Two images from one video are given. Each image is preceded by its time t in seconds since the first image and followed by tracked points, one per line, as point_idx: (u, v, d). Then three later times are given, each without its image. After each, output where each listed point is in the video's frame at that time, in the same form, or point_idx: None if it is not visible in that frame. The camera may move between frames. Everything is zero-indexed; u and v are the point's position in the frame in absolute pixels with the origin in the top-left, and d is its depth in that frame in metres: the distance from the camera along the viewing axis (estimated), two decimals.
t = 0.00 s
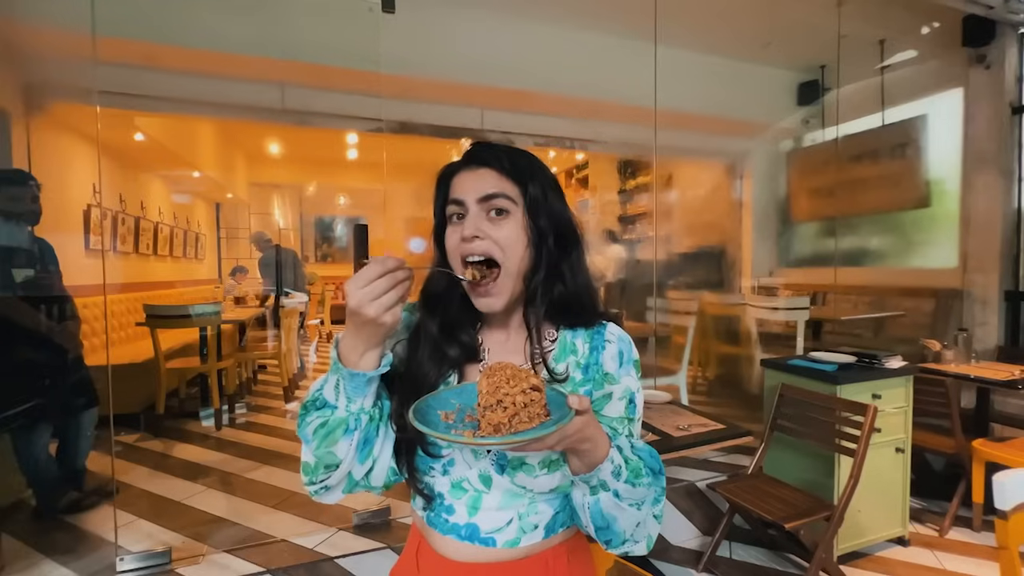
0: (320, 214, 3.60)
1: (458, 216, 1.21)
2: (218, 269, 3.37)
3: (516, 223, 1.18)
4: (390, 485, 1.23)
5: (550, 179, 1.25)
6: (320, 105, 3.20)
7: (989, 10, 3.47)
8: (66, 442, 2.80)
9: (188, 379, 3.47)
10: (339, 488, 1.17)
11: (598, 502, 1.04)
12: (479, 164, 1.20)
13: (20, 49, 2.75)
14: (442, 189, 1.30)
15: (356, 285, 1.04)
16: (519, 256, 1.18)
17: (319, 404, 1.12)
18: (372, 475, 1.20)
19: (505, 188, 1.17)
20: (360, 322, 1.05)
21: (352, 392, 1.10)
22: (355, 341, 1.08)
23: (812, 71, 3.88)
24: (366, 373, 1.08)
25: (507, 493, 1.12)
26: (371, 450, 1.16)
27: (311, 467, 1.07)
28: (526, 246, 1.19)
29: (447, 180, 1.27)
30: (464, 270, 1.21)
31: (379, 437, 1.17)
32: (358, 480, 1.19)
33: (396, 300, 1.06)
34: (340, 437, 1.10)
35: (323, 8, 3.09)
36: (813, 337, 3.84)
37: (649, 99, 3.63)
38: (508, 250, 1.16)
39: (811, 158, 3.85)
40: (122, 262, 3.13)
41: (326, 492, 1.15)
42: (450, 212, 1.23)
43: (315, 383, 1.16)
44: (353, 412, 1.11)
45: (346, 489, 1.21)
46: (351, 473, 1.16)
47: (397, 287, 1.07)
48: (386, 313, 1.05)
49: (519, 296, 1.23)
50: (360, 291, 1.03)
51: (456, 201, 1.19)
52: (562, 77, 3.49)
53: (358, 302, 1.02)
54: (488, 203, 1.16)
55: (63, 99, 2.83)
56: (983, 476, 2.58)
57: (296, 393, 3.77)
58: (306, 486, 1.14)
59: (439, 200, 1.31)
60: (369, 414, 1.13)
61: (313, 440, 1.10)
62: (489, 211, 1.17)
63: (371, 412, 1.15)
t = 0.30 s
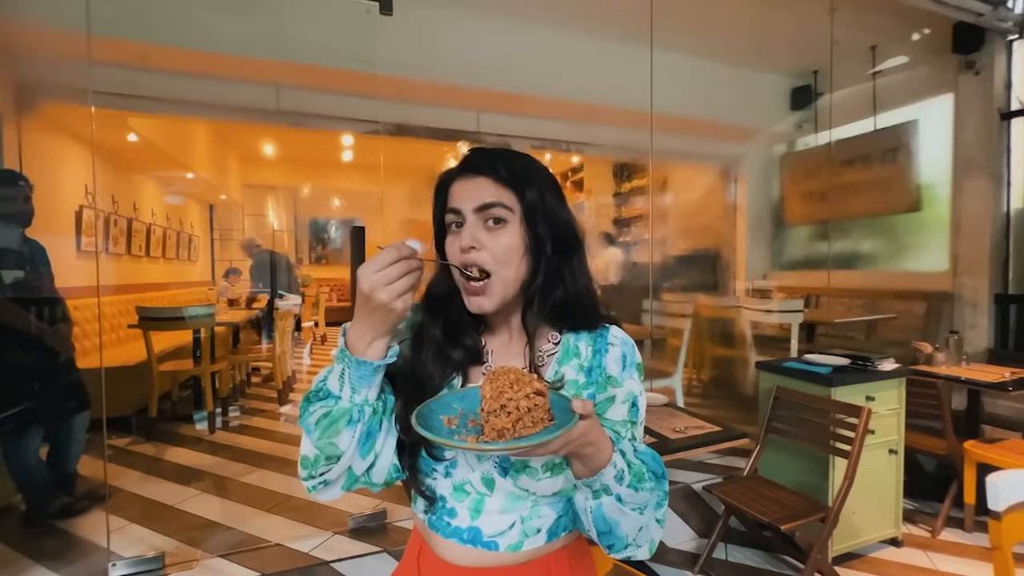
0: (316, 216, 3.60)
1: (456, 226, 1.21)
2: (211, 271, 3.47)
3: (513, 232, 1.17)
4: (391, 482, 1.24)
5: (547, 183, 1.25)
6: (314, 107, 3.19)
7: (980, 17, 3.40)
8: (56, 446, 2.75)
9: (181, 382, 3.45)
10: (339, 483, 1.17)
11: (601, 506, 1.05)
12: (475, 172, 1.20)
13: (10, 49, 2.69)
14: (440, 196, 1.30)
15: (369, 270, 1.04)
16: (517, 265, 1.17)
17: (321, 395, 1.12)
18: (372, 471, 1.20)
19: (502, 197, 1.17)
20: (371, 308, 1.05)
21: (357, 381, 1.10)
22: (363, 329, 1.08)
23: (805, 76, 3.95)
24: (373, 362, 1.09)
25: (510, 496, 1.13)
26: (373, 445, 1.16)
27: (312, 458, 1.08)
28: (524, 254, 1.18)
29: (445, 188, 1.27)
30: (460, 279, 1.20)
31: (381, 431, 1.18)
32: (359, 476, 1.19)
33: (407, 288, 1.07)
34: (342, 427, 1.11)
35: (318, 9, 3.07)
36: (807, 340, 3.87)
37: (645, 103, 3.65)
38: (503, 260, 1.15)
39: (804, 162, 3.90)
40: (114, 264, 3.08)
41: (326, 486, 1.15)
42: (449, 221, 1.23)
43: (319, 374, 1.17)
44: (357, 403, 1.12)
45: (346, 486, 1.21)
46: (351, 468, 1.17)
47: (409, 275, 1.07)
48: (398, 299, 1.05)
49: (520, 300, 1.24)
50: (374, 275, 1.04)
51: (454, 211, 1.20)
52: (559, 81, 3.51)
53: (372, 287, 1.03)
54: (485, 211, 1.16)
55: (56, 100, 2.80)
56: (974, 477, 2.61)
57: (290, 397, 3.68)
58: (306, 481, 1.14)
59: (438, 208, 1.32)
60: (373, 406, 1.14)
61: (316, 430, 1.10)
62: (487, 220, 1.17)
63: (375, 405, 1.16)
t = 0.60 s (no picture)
0: (309, 217, 3.96)
1: (460, 232, 1.21)
2: (201, 272, 3.58)
3: (517, 237, 1.17)
4: (393, 484, 1.24)
5: (551, 186, 1.26)
6: (308, 108, 3.17)
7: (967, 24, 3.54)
8: (44, 450, 2.69)
9: (171, 384, 3.47)
10: (340, 485, 1.17)
11: (605, 510, 1.06)
12: (477, 177, 1.20)
13: None
14: (443, 201, 1.31)
15: (373, 270, 1.04)
16: (521, 270, 1.18)
17: (323, 395, 1.12)
18: (374, 473, 1.19)
19: (506, 203, 1.17)
20: (372, 309, 1.04)
21: (359, 381, 1.10)
22: (365, 330, 1.07)
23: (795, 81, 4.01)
24: (375, 363, 1.08)
25: (514, 499, 1.13)
26: (374, 446, 1.15)
27: (312, 460, 1.07)
28: (528, 258, 1.19)
29: (448, 192, 1.28)
30: (465, 285, 1.20)
31: (382, 432, 1.17)
32: (360, 478, 1.19)
33: (410, 289, 1.06)
34: (343, 429, 1.10)
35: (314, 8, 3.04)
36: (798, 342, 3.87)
37: (640, 105, 3.67)
38: (507, 265, 1.15)
39: (795, 164, 3.94)
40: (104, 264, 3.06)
41: (326, 488, 1.14)
42: (453, 227, 1.24)
43: (320, 374, 1.16)
44: (358, 404, 1.11)
45: (347, 488, 1.20)
46: (352, 470, 1.16)
47: (411, 276, 1.07)
48: (400, 300, 1.04)
49: (525, 301, 1.25)
50: (376, 275, 1.03)
51: (457, 217, 1.20)
52: (555, 83, 3.52)
53: (373, 287, 1.02)
54: (489, 217, 1.17)
55: (43, 99, 2.69)
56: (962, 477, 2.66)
57: (282, 398, 3.89)
58: (306, 482, 1.14)
59: (441, 213, 1.32)
60: (374, 408, 1.13)
61: (316, 431, 1.10)
62: (491, 226, 1.17)
63: (376, 406, 1.15)
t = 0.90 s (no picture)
0: (296, 217, 4.00)
1: (461, 234, 1.21)
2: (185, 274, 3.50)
3: (520, 239, 1.17)
4: (391, 489, 1.23)
5: (553, 187, 1.27)
6: (299, 108, 3.16)
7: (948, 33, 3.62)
8: (23, 455, 2.60)
9: (155, 386, 3.41)
10: (337, 490, 1.15)
11: (607, 513, 1.06)
12: (480, 178, 1.21)
13: None
14: (444, 203, 1.31)
15: (363, 269, 1.04)
16: (523, 271, 1.18)
17: (318, 399, 1.12)
18: (372, 477, 1.19)
19: (508, 205, 1.18)
20: (364, 309, 1.04)
21: (353, 386, 1.09)
22: (359, 331, 1.07)
23: (783, 86, 4.10)
24: (369, 366, 1.07)
25: (516, 502, 1.13)
26: (372, 450, 1.14)
27: (309, 464, 1.06)
28: (530, 260, 1.19)
29: (450, 194, 1.28)
30: (467, 288, 1.19)
31: (380, 436, 1.16)
32: (358, 483, 1.17)
33: (402, 288, 1.05)
34: (338, 433, 1.09)
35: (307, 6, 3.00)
36: (786, 343, 3.87)
37: (632, 108, 3.70)
38: (510, 267, 1.16)
39: (782, 168, 4.04)
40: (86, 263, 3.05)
41: (323, 493, 1.13)
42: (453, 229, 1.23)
43: (316, 378, 1.16)
44: (354, 407, 1.10)
45: (345, 492, 1.19)
46: (350, 474, 1.15)
47: (404, 276, 1.06)
48: (391, 299, 1.03)
49: (527, 303, 1.25)
50: (367, 274, 1.03)
51: (459, 218, 1.20)
52: (547, 84, 3.51)
53: (363, 286, 1.02)
54: (490, 220, 1.16)
55: (27, 95, 2.56)
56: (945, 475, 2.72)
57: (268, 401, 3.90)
58: (303, 487, 1.13)
59: (442, 214, 1.33)
60: (370, 411, 1.12)
61: (311, 435, 1.09)
62: (492, 228, 1.17)
63: (373, 409, 1.14)
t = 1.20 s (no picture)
0: (281, 216, 3.81)
1: (461, 233, 1.20)
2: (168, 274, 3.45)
3: (521, 238, 1.17)
4: (390, 491, 1.20)
5: (554, 187, 1.27)
6: (288, 106, 3.11)
7: (929, 41, 3.74)
8: None
9: (137, 389, 3.40)
10: (334, 492, 1.14)
11: (609, 514, 1.06)
12: (480, 177, 1.20)
13: None
14: (445, 202, 1.31)
15: (356, 267, 1.04)
16: (523, 271, 1.18)
17: (314, 399, 1.11)
18: (371, 479, 1.16)
19: (508, 204, 1.17)
20: (358, 308, 1.03)
21: (349, 386, 1.08)
22: (355, 330, 1.06)
23: (768, 90, 4.12)
24: (364, 366, 1.06)
25: (516, 504, 1.13)
26: (369, 452, 1.12)
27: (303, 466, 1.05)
28: (531, 259, 1.19)
29: (450, 193, 1.28)
30: (467, 287, 1.19)
31: (377, 437, 1.14)
32: (356, 485, 1.16)
33: (395, 287, 1.04)
34: (334, 434, 1.07)
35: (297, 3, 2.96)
36: (772, 344, 3.96)
37: (623, 110, 3.73)
38: (511, 266, 1.15)
39: (767, 173, 4.06)
40: (64, 263, 2.92)
41: (319, 496, 1.11)
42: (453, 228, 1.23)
43: (312, 378, 1.15)
44: (349, 408, 1.09)
45: (342, 495, 1.17)
46: (347, 477, 1.13)
47: (398, 274, 1.05)
48: (384, 297, 1.03)
49: (528, 302, 1.26)
50: (360, 272, 1.03)
51: (459, 217, 1.19)
52: (537, 86, 3.54)
53: (356, 284, 1.01)
54: (491, 219, 1.16)
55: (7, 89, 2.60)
56: (926, 472, 2.79)
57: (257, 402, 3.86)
58: (299, 489, 1.12)
59: (442, 213, 1.33)
60: (366, 412, 1.11)
61: (306, 436, 1.07)
62: (493, 227, 1.16)
63: (369, 410, 1.13)
